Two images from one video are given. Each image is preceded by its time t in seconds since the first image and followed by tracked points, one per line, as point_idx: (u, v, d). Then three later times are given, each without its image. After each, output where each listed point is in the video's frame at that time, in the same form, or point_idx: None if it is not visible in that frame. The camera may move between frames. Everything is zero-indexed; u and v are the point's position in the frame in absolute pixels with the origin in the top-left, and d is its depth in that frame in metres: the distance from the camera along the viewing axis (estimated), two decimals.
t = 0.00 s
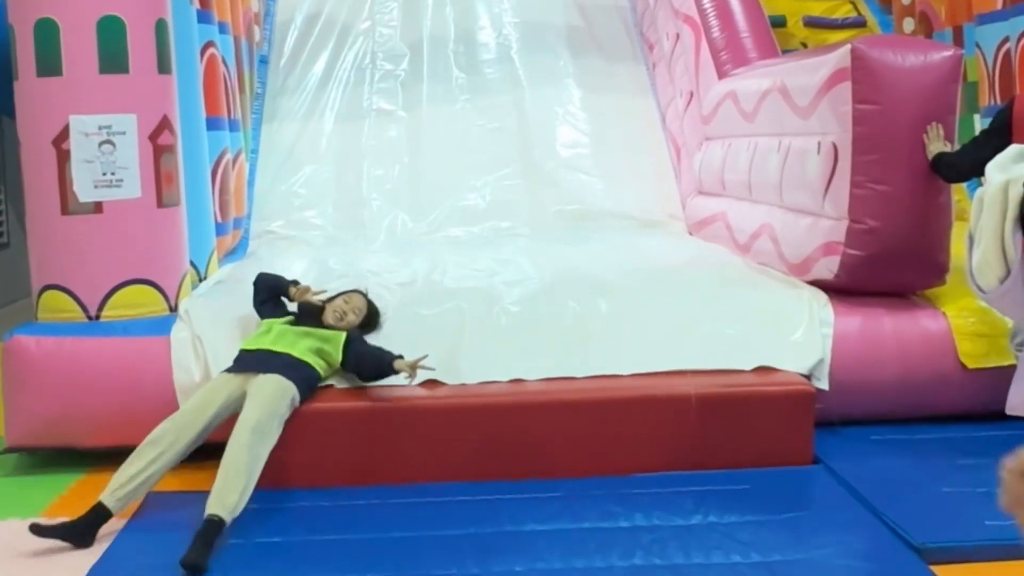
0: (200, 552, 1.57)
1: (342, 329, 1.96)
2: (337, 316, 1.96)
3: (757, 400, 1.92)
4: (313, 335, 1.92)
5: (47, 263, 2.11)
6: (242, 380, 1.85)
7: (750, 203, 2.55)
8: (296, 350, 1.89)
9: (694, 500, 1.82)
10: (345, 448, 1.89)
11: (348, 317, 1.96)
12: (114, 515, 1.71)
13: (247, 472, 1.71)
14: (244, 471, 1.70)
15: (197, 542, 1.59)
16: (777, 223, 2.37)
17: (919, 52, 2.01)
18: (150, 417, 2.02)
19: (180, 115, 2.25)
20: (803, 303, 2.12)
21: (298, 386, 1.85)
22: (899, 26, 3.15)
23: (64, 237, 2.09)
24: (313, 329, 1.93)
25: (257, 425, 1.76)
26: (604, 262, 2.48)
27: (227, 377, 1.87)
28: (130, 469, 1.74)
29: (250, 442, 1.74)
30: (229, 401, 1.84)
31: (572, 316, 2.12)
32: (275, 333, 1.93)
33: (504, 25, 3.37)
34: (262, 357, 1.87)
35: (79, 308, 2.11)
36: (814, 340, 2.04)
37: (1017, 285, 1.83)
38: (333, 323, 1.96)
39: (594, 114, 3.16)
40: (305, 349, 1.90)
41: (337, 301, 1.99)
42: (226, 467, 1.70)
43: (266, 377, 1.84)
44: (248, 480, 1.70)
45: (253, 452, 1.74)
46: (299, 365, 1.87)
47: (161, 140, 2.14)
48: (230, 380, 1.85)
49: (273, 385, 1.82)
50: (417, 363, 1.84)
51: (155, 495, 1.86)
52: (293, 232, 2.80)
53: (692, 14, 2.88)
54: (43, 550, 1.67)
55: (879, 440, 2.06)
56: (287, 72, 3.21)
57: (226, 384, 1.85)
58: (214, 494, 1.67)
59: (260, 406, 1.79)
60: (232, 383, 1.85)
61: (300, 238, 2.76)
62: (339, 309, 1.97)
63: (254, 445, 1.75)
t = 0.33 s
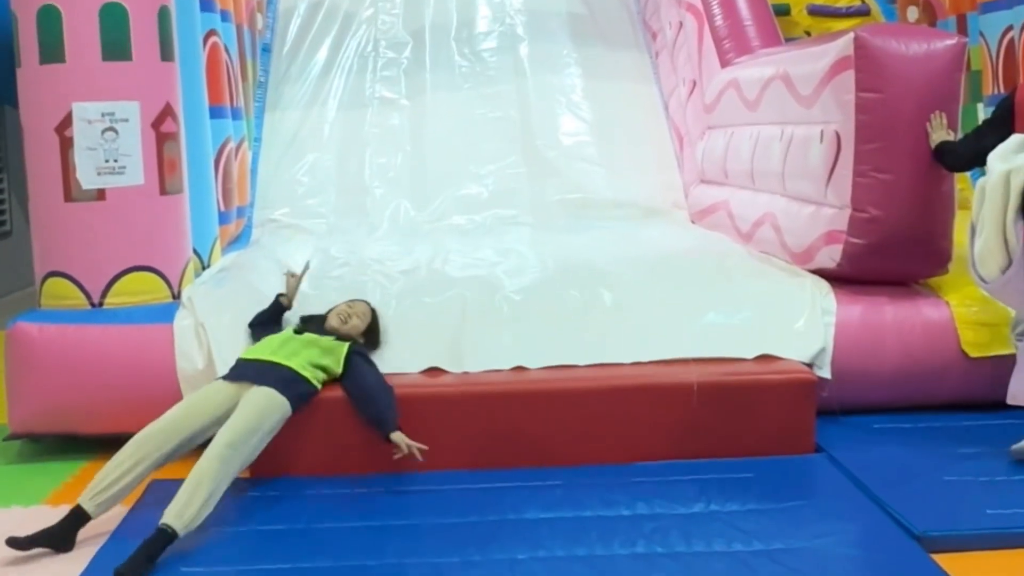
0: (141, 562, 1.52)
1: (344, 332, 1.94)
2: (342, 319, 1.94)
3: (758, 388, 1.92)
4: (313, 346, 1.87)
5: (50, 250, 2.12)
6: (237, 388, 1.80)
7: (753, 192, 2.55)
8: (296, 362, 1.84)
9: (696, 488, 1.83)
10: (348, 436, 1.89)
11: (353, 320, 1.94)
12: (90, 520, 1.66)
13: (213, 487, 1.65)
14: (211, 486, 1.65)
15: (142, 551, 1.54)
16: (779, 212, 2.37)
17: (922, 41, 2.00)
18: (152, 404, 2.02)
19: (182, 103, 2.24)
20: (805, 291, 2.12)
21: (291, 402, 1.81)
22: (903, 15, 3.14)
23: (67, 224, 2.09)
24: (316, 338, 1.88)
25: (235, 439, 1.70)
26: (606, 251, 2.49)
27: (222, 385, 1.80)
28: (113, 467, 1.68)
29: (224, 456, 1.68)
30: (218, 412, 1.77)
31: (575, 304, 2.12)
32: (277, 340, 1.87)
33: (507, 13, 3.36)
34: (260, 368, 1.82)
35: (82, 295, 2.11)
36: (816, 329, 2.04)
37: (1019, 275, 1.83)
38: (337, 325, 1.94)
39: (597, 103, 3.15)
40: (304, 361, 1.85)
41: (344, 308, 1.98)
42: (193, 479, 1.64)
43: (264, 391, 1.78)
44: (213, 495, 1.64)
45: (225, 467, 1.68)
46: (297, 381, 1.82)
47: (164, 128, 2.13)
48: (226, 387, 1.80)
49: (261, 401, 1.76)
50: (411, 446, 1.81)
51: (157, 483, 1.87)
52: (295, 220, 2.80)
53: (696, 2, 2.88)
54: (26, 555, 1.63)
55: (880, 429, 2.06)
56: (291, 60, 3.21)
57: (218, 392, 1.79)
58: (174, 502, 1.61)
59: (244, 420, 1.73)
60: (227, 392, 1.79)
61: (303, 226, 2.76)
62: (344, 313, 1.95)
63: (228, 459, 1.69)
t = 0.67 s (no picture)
0: (120, 564, 1.48)
1: (351, 326, 1.91)
2: (350, 312, 1.91)
3: (763, 377, 1.92)
4: (316, 354, 1.82)
5: (56, 237, 2.12)
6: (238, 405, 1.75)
7: (759, 181, 2.54)
8: (299, 376, 1.79)
9: (701, 476, 1.83)
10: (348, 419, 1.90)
11: (359, 314, 1.91)
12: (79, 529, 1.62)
13: (205, 506, 1.61)
14: (202, 504, 1.61)
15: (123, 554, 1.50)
16: (786, 201, 2.36)
17: (931, 29, 1.99)
18: (157, 392, 2.02)
19: (188, 90, 2.24)
20: (811, 280, 2.11)
21: (293, 419, 1.77)
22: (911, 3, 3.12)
23: (73, 211, 2.09)
24: (321, 340, 1.83)
25: (233, 459, 1.66)
26: (611, 239, 2.48)
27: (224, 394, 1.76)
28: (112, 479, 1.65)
29: (219, 474, 1.64)
30: (219, 429, 1.74)
31: (580, 293, 2.12)
32: (280, 346, 1.82)
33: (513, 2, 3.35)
34: (263, 380, 1.77)
35: (87, 282, 2.11)
36: (823, 318, 2.04)
37: None
38: (344, 318, 1.91)
39: (602, 91, 3.14)
40: (307, 372, 1.80)
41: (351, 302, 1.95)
42: (184, 495, 1.60)
43: (267, 410, 1.74)
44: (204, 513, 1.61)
45: (218, 486, 1.64)
46: (300, 399, 1.78)
47: (170, 115, 2.13)
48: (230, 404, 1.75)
49: (263, 421, 1.72)
50: (413, 446, 1.80)
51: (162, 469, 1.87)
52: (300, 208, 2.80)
53: None
54: (18, 563, 1.56)
55: (886, 419, 2.05)
56: (296, 48, 3.20)
57: (220, 406, 1.75)
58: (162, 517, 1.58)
59: (244, 438, 1.69)
60: (229, 409, 1.75)
61: (308, 214, 2.76)
62: (353, 305, 1.92)
63: (223, 479, 1.65)
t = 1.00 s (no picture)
0: (124, 552, 1.47)
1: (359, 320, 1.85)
2: (359, 306, 1.85)
3: (771, 364, 1.91)
4: (326, 361, 1.80)
5: (63, 223, 2.12)
6: (252, 419, 1.76)
7: (768, 169, 2.53)
8: (312, 389, 1.78)
9: (708, 464, 1.82)
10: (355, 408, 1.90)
11: (370, 311, 1.85)
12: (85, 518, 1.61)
13: (215, 507, 1.60)
14: (213, 505, 1.60)
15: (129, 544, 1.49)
16: (794, 189, 2.35)
17: (942, 16, 1.98)
18: (164, 378, 2.02)
19: (195, 77, 2.23)
20: (819, 268, 2.10)
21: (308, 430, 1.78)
22: None
23: (80, 197, 2.09)
24: (328, 342, 1.80)
25: (249, 464, 1.66)
26: (619, 227, 2.48)
27: (236, 411, 1.76)
28: (125, 474, 1.65)
29: (233, 478, 1.64)
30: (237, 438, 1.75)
31: (587, 280, 2.12)
32: (287, 355, 1.79)
33: None
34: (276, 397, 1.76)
35: (94, 269, 2.11)
36: (831, 306, 2.03)
37: None
38: (354, 312, 1.84)
39: (610, 79, 3.13)
40: (320, 383, 1.79)
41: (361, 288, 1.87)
42: (198, 492, 1.60)
43: (283, 425, 1.74)
44: (213, 514, 1.60)
45: (231, 489, 1.63)
46: (313, 412, 1.78)
47: (176, 102, 2.13)
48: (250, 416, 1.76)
49: (280, 434, 1.73)
50: (435, 431, 1.76)
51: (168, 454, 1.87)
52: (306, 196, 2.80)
53: None
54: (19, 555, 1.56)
55: (894, 407, 2.05)
56: (303, 35, 3.18)
57: (235, 418, 1.75)
58: (173, 509, 1.57)
59: (262, 446, 1.70)
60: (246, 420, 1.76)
61: (315, 202, 2.76)
62: (363, 297, 1.85)
63: (236, 483, 1.64)
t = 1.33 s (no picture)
0: (136, 536, 1.48)
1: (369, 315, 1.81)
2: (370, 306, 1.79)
3: (779, 354, 1.91)
4: (342, 380, 1.79)
5: (71, 212, 2.12)
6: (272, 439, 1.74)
7: (775, 159, 2.53)
8: (331, 413, 1.78)
9: (716, 452, 1.82)
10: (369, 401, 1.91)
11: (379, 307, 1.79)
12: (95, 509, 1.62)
13: (229, 502, 1.61)
14: (227, 499, 1.61)
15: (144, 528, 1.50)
16: (802, 178, 2.35)
17: (951, 4, 1.97)
18: (172, 368, 2.03)
19: (203, 66, 2.23)
20: (828, 258, 2.10)
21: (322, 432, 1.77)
22: None
23: (88, 186, 2.09)
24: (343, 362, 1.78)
25: (269, 468, 1.67)
26: (625, 217, 2.48)
27: (254, 424, 1.74)
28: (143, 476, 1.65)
29: (250, 478, 1.64)
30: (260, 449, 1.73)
31: (595, 270, 2.12)
32: (305, 381, 1.77)
33: None
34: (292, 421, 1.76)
35: (102, 258, 2.12)
36: (839, 296, 2.03)
37: None
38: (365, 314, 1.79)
39: (617, 69, 3.13)
40: (338, 404, 1.79)
41: (362, 283, 1.80)
42: (214, 484, 1.60)
43: (305, 445, 1.74)
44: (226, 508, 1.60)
45: (247, 488, 1.64)
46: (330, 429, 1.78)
47: (184, 92, 2.13)
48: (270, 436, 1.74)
49: (301, 450, 1.73)
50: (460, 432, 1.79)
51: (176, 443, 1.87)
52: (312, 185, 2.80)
53: None
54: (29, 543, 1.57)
55: (901, 397, 2.05)
56: (310, 24, 3.17)
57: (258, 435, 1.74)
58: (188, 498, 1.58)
59: (283, 455, 1.70)
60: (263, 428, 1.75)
61: (322, 191, 2.77)
62: (371, 296, 1.79)
63: (252, 484, 1.65)
